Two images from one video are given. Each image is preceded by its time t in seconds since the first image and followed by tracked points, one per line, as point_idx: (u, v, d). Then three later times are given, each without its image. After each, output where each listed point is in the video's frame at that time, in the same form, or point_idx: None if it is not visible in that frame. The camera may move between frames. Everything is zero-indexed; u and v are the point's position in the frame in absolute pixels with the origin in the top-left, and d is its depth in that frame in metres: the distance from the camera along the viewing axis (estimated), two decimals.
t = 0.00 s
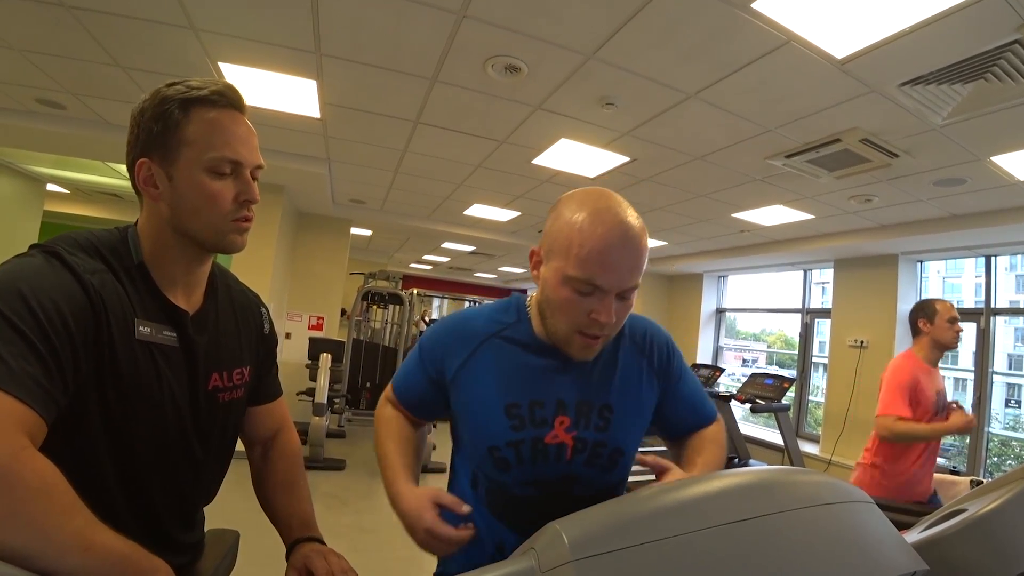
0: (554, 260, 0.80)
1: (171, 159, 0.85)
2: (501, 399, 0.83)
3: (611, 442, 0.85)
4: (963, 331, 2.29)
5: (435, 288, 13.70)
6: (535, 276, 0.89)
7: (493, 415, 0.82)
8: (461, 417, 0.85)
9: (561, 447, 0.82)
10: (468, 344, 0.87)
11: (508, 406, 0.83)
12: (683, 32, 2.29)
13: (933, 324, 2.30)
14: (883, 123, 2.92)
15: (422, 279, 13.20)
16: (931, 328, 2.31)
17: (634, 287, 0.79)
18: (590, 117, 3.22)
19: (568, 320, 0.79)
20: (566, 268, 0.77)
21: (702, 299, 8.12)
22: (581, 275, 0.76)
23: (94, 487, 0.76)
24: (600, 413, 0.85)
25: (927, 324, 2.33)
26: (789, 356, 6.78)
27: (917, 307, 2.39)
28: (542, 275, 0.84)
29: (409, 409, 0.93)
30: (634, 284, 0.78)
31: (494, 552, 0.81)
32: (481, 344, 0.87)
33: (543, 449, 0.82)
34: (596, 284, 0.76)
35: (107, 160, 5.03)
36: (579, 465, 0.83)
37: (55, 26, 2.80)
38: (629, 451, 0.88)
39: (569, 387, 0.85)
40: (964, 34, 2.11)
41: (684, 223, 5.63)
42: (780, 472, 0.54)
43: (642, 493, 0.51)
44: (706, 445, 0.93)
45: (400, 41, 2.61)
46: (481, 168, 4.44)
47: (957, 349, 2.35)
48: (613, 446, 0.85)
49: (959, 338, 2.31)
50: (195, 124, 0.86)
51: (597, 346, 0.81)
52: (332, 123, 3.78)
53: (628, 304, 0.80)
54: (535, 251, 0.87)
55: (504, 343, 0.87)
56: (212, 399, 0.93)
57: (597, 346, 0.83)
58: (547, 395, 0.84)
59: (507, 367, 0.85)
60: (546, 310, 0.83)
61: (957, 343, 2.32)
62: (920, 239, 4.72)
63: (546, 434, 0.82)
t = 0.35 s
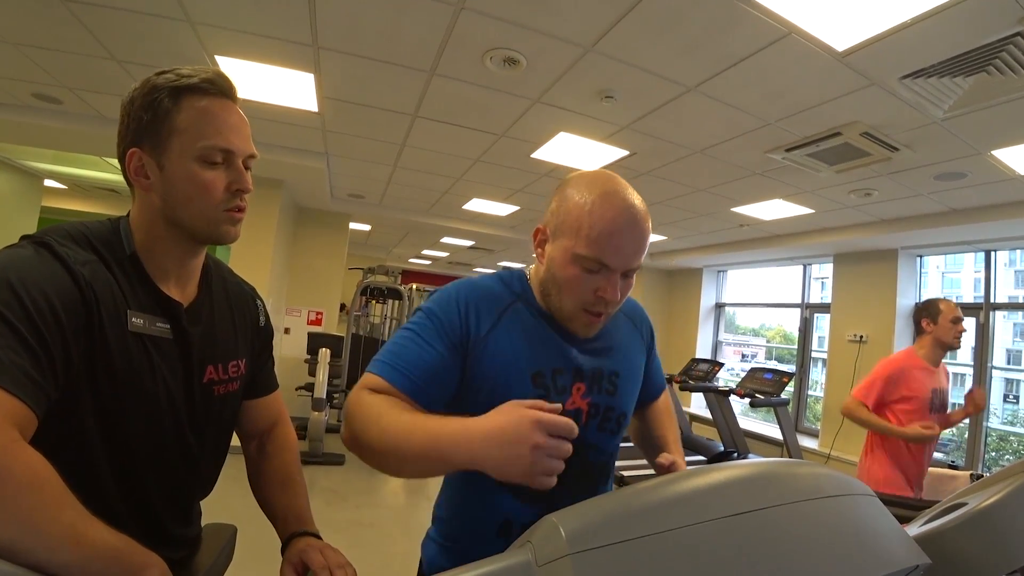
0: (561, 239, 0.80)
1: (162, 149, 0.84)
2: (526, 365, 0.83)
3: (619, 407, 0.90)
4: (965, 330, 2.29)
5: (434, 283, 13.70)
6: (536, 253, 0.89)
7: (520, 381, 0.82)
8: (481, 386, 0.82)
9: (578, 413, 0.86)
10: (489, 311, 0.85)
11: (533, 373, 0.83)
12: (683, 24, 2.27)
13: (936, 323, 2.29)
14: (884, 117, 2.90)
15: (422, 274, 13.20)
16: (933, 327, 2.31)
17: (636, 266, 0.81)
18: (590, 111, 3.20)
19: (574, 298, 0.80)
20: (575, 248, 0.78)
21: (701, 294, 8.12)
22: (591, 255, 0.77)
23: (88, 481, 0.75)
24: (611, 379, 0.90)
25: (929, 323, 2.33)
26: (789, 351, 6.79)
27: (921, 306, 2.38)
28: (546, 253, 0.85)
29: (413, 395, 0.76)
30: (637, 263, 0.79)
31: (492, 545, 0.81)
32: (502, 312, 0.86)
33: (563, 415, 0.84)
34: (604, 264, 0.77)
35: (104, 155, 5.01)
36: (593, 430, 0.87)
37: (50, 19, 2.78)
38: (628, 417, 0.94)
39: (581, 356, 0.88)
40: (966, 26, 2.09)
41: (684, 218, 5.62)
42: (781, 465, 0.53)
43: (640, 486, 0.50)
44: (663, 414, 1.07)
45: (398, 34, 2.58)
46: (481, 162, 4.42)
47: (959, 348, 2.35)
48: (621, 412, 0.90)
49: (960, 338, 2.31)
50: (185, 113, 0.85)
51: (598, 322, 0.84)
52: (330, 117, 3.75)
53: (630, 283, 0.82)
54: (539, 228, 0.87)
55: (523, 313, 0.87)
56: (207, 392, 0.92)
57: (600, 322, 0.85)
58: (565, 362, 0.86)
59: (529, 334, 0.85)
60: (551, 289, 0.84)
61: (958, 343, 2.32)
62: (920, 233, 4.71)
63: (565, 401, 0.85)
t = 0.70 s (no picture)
0: (556, 218, 0.81)
1: (155, 144, 0.83)
2: (510, 345, 0.84)
3: (619, 390, 0.85)
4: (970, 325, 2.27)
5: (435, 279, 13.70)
6: (539, 240, 0.90)
7: (502, 360, 0.83)
8: (469, 364, 0.86)
9: (569, 393, 0.82)
10: (479, 293, 0.88)
11: (517, 351, 0.83)
12: (683, 17, 2.26)
13: (941, 319, 2.28)
14: (885, 110, 2.89)
15: (422, 270, 13.20)
16: (938, 323, 2.30)
17: (636, 240, 0.80)
18: (590, 105, 3.18)
19: (575, 276, 0.79)
20: (570, 224, 0.78)
21: (702, 288, 8.12)
22: (587, 228, 0.76)
23: (87, 477, 0.75)
24: (609, 361, 0.85)
25: (933, 319, 2.31)
26: (789, 346, 6.79)
27: (922, 302, 2.37)
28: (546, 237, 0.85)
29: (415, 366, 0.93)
30: (635, 237, 0.79)
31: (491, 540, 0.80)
32: (490, 293, 0.88)
33: (551, 395, 0.81)
34: (602, 235, 0.76)
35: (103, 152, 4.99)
36: (585, 411, 0.82)
37: (46, 15, 2.76)
38: (637, 402, 0.87)
39: (577, 335, 0.85)
40: (968, 18, 2.08)
41: (684, 212, 5.60)
42: (783, 459, 0.53)
43: (640, 482, 0.50)
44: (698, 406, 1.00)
45: (397, 28, 2.57)
46: (480, 157, 4.41)
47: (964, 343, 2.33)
48: (620, 396, 0.85)
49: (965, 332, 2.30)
50: (178, 107, 0.84)
51: (605, 301, 0.81)
52: (329, 112, 3.74)
53: (633, 259, 0.80)
54: (538, 215, 0.88)
55: (513, 294, 0.88)
56: (206, 387, 0.91)
57: (606, 302, 0.82)
58: (556, 342, 0.84)
59: (517, 314, 0.85)
60: (552, 270, 0.83)
61: (964, 337, 2.30)
62: (921, 227, 4.70)
63: (554, 380, 0.82)
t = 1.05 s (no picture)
0: (550, 200, 0.83)
1: (153, 142, 0.83)
2: (514, 349, 0.83)
3: (617, 389, 0.88)
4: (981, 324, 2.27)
5: (436, 275, 13.71)
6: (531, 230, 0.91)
7: (508, 365, 0.82)
8: (470, 372, 0.84)
9: (573, 395, 0.84)
10: (478, 299, 0.86)
11: (522, 356, 0.83)
12: (684, 12, 2.24)
13: (951, 319, 2.27)
14: (888, 104, 2.87)
15: (424, 267, 13.20)
16: (949, 323, 2.29)
17: (629, 219, 0.84)
18: (590, 100, 3.17)
19: (573, 252, 0.81)
20: (565, 201, 0.80)
21: (704, 284, 8.10)
22: (583, 202, 0.79)
23: (89, 476, 0.75)
24: (608, 361, 0.88)
25: (944, 319, 2.31)
26: (791, 341, 6.78)
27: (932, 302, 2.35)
28: (540, 224, 0.87)
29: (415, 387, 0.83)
30: (628, 214, 0.82)
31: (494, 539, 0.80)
32: (490, 298, 0.87)
33: (556, 398, 0.83)
34: (598, 208, 0.79)
35: (104, 151, 4.99)
36: (589, 411, 0.85)
37: (45, 14, 2.75)
38: (630, 399, 0.91)
39: (576, 336, 0.87)
40: (971, 10, 2.06)
41: (686, 208, 5.59)
42: (788, 456, 0.52)
43: (643, 479, 0.49)
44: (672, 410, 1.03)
45: (396, 24, 2.56)
46: (481, 154, 4.39)
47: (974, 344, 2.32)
48: (618, 394, 0.88)
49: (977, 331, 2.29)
50: (175, 105, 0.84)
51: (603, 279, 0.83)
52: (329, 109, 3.73)
53: (626, 237, 0.83)
54: (530, 204, 0.90)
55: (513, 298, 0.87)
56: (209, 385, 0.91)
57: (602, 282, 0.84)
58: (557, 345, 0.85)
59: (518, 319, 0.85)
60: (548, 254, 0.84)
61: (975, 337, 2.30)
62: (925, 222, 4.67)
63: (559, 382, 0.83)
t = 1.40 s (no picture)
0: (583, 210, 0.92)
1: (152, 143, 0.83)
2: (543, 348, 0.91)
3: (635, 393, 0.94)
4: (980, 322, 2.27)
5: (438, 274, 13.71)
6: (563, 238, 1.00)
7: (536, 362, 0.90)
8: (502, 368, 0.91)
9: (595, 393, 0.91)
10: (511, 300, 0.95)
11: (550, 355, 0.91)
12: (684, 9, 2.24)
13: (950, 314, 2.27)
14: (890, 99, 2.86)
15: (425, 266, 13.21)
16: (948, 319, 2.28)
17: (653, 226, 0.93)
18: (591, 98, 3.16)
19: (604, 253, 0.89)
20: (597, 209, 0.90)
21: (705, 281, 8.09)
22: (613, 210, 0.89)
23: (93, 476, 0.75)
24: (626, 365, 0.95)
25: (943, 315, 2.30)
26: (794, 339, 6.77)
27: (933, 297, 2.35)
28: (572, 230, 0.96)
29: (448, 382, 0.92)
30: (654, 221, 0.92)
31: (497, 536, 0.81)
32: (521, 301, 0.95)
33: (579, 395, 0.90)
34: (627, 215, 0.88)
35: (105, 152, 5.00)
36: (609, 411, 0.91)
37: (46, 16, 2.76)
38: (646, 405, 0.97)
39: (598, 340, 0.95)
40: (972, 5, 2.05)
41: (687, 205, 5.58)
42: (789, 454, 0.52)
43: (643, 477, 0.49)
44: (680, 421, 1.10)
45: (396, 23, 2.56)
46: (482, 152, 4.39)
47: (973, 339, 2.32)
48: (636, 397, 0.94)
49: (975, 328, 2.29)
50: (175, 106, 0.84)
51: (631, 279, 0.92)
52: (330, 109, 3.73)
53: (651, 242, 0.93)
54: (562, 214, 0.99)
55: (541, 301, 0.96)
56: (210, 385, 0.92)
57: (630, 283, 0.92)
58: (581, 347, 0.93)
59: (545, 321, 0.93)
60: (580, 257, 0.93)
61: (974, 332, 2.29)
62: (927, 218, 4.66)
63: (582, 380, 0.90)
